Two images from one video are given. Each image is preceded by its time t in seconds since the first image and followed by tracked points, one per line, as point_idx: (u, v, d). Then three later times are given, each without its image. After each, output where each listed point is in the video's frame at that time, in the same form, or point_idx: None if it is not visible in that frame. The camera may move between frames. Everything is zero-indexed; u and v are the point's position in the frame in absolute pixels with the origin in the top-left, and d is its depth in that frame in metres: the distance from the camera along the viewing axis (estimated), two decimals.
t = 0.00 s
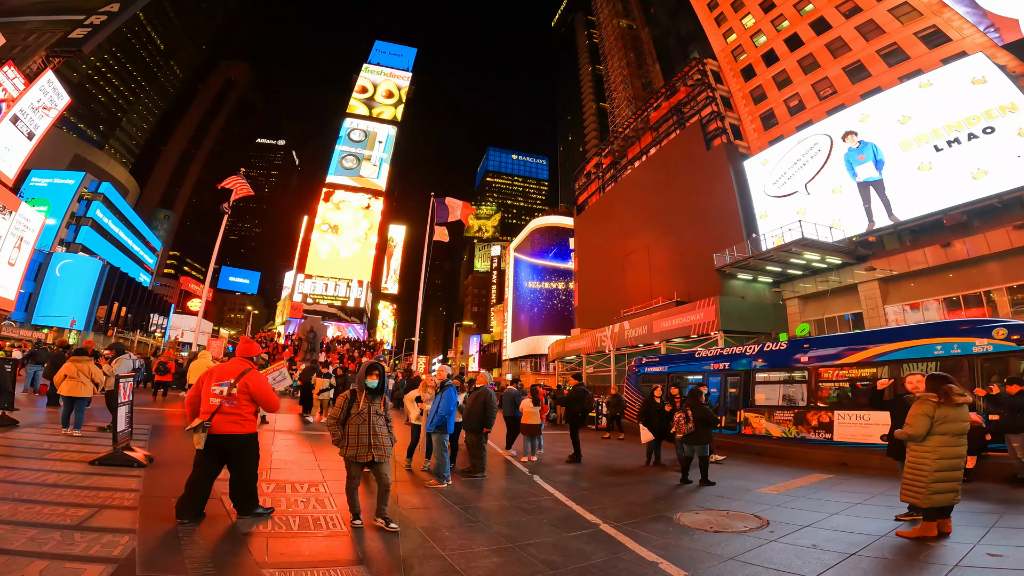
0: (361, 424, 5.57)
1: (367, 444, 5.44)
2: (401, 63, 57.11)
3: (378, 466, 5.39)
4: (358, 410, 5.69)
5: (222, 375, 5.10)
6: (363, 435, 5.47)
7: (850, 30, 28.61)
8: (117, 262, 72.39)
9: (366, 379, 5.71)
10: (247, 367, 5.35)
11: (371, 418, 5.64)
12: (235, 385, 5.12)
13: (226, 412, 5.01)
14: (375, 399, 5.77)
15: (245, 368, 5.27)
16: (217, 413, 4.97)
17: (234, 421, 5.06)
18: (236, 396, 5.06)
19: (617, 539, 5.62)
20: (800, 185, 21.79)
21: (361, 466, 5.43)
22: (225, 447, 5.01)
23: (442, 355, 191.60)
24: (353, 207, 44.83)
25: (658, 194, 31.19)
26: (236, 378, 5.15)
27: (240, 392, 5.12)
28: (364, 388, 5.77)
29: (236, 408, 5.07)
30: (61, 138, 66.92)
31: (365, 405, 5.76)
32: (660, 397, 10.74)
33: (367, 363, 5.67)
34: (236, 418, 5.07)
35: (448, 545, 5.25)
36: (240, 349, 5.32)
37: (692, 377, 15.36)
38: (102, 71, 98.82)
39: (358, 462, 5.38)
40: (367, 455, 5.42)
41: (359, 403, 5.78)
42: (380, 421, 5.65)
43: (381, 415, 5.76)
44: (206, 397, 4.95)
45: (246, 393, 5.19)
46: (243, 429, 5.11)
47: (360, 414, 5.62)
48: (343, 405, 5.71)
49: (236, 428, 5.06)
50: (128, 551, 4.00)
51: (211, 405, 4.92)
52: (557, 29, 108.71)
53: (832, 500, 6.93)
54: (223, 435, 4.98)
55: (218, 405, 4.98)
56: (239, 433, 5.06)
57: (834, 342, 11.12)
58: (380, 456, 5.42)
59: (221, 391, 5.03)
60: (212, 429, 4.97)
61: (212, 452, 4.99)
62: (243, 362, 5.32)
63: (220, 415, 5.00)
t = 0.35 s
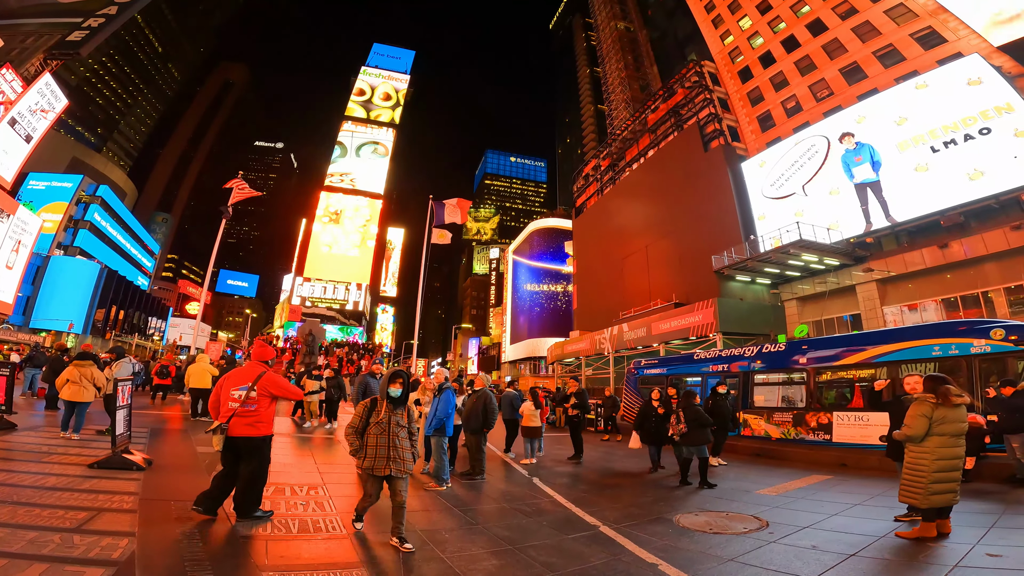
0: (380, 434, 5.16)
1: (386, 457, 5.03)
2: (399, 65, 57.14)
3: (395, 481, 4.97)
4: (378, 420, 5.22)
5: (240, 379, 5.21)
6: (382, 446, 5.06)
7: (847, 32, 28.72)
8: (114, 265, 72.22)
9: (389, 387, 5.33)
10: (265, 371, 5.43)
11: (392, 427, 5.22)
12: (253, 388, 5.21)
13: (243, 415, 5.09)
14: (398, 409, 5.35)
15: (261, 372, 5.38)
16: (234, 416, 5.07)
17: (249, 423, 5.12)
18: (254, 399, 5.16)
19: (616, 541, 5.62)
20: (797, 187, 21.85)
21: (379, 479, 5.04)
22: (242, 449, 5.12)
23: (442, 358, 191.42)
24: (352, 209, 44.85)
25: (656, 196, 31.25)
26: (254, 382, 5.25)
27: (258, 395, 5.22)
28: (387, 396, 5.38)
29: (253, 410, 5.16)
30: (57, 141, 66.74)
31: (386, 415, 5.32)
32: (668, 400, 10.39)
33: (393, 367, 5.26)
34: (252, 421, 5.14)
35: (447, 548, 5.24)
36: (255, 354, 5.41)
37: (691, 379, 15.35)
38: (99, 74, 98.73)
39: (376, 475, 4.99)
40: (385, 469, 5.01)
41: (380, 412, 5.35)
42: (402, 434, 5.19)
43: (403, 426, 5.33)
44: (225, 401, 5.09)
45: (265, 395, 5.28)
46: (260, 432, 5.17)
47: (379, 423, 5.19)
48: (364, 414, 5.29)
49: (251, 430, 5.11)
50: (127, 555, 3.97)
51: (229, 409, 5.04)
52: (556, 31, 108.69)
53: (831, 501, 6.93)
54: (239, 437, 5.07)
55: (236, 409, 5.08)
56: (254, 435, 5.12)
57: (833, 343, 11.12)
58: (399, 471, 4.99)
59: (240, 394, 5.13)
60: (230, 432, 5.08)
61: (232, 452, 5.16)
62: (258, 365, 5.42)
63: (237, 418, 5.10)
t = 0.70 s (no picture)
0: (394, 440, 4.64)
1: (399, 465, 4.54)
2: (397, 67, 57.18)
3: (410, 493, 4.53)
4: (389, 428, 4.70)
5: (249, 383, 5.31)
6: (396, 453, 4.57)
7: (844, 33, 28.81)
8: (112, 267, 72.12)
9: (403, 390, 4.77)
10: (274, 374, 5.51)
11: (407, 433, 4.73)
12: (262, 391, 5.31)
13: (253, 417, 5.23)
14: (414, 413, 4.83)
15: (269, 374, 5.42)
16: (245, 419, 5.22)
17: (259, 425, 5.23)
18: (263, 402, 5.27)
19: (615, 542, 5.62)
20: (796, 188, 21.90)
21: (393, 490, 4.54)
22: (253, 450, 5.23)
23: (441, 360, 191.10)
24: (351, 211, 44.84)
25: (655, 198, 31.27)
26: (262, 385, 5.34)
27: (266, 399, 5.31)
28: (400, 400, 4.82)
29: (263, 413, 5.27)
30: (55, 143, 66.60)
31: (399, 420, 4.79)
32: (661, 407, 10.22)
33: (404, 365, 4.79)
34: (263, 423, 5.24)
35: (446, 550, 5.23)
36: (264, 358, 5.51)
37: (690, 380, 15.34)
38: (97, 76, 98.67)
39: (389, 485, 4.47)
40: (397, 479, 4.52)
41: (395, 417, 4.82)
42: (418, 441, 4.70)
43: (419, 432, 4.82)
44: (237, 403, 5.24)
45: (272, 398, 5.34)
46: (271, 435, 5.25)
47: (393, 429, 4.68)
48: (376, 419, 4.78)
49: (262, 433, 5.20)
50: (127, 556, 3.98)
51: (240, 411, 5.18)
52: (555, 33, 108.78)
53: (830, 502, 6.94)
54: (250, 439, 5.17)
55: (247, 411, 5.23)
56: (266, 437, 5.22)
57: (832, 344, 11.12)
58: (414, 479, 4.54)
59: (250, 398, 5.27)
60: (241, 434, 5.21)
61: (243, 450, 5.32)
62: (267, 369, 5.49)
63: (247, 420, 5.23)
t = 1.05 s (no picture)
0: (405, 450, 4.28)
1: (413, 475, 4.18)
2: (397, 67, 57.19)
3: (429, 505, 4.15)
4: (400, 435, 4.32)
5: (261, 384, 5.43)
6: (408, 464, 4.20)
7: (843, 35, 28.87)
8: (110, 267, 72.00)
9: (409, 394, 4.38)
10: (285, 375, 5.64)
11: (419, 441, 4.35)
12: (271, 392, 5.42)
13: (265, 417, 5.33)
14: (423, 419, 4.45)
15: (279, 375, 5.54)
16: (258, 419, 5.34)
17: (272, 424, 5.33)
18: (272, 402, 5.38)
19: (612, 543, 5.61)
20: (794, 190, 21.96)
21: (410, 504, 4.16)
22: (267, 449, 5.32)
23: (439, 362, 190.98)
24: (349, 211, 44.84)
25: (653, 199, 31.32)
26: (272, 386, 5.44)
27: (276, 399, 5.40)
28: (407, 405, 4.42)
29: (273, 412, 5.36)
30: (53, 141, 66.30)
31: (410, 428, 4.40)
32: (647, 409, 9.67)
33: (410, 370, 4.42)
34: (274, 422, 5.32)
35: (444, 551, 5.22)
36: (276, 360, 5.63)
37: (688, 381, 15.34)
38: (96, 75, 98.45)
39: (405, 500, 4.09)
40: (413, 490, 4.15)
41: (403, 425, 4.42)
42: (431, 447, 4.35)
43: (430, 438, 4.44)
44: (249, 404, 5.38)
45: (280, 398, 5.40)
46: (282, 434, 5.33)
47: (403, 438, 4.30)
48: (383, 428, 4.36)
49: (275, 432, 5.31)
50: (125, 556, 3.98)
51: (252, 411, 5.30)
52: (554, 34, 108.92)
53: (827, 503, 6.95)
54: (264, 438, 5.28)
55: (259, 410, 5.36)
56: (282, 436, 5.31)
57: (829, 345, 11.15)
58: (431, 491, 4.18)
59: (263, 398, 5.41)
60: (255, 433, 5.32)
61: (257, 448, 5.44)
62: (278, 371, 5.60)
63: (259, 421, 5.33)
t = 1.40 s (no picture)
0: (419, 461, 4.14)
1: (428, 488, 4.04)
2: (399, 70, 57.45)
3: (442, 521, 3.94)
4: (412, 445, 4.17)
5: (276, 386, 5.54)
6: (421, 476, 4.07)
7: (845, 36, 28.86)
8: (115, 271, 72.32)
9: (424, 401, 4.18)
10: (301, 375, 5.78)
11: (434, 451, 4.19)
12: (286, 393, 5.54)
13: (282, 417, 5.47)
14: (440, 427, 4.25)
15: (295, 377, 5.65)
16: (275, 419, 5.47)
17: (291, 425, 5.48)
18: (287, 403, 5.52)
19: (616, 547, 5.59)
20: (797, 192, 21.92)
21: (420, 517, 4.03)
22: (288, 449, 5.49)
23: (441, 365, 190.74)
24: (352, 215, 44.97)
25: (656, 201, 31.31)
26: (286, 387, 5.55)
27: (291, 400, 5.53)
28: (422, 412, 4.23)
29: (288, 413, 5.50)
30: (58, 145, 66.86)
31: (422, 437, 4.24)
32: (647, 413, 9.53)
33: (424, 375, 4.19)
34: (289, 422, 5.45)
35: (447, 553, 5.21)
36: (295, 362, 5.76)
37: (692, 384, 15.31)
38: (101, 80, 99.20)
39: (416, 514, 3.98)
40: (427, 506, 3.99)
41: (416, 433, 4.27)
42: (447, 458, 4.18)
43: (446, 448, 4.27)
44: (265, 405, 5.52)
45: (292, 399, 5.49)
46: (301, 433, 5.50)
47: (417, 449, 4.15)
48: (396, 435, 4.22)
49: (293, 432, 5.46)
50: (128, 559, 3.98)
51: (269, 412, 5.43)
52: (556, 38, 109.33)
53: (832, 505, 6.92)
54: (282, 438, 5.46)
55: (275, 411, 5.50)
56: (299, 435, 5.47)
57: (832, 348, 11.12)
58: (445, 507, 3.99)
59: (279, 400, 5.54)
60: (272, 434, 5.48)
61: (276, 450, 5.55)
62: (295, 373, 5.71)
63: (276, 421, 5.47)
